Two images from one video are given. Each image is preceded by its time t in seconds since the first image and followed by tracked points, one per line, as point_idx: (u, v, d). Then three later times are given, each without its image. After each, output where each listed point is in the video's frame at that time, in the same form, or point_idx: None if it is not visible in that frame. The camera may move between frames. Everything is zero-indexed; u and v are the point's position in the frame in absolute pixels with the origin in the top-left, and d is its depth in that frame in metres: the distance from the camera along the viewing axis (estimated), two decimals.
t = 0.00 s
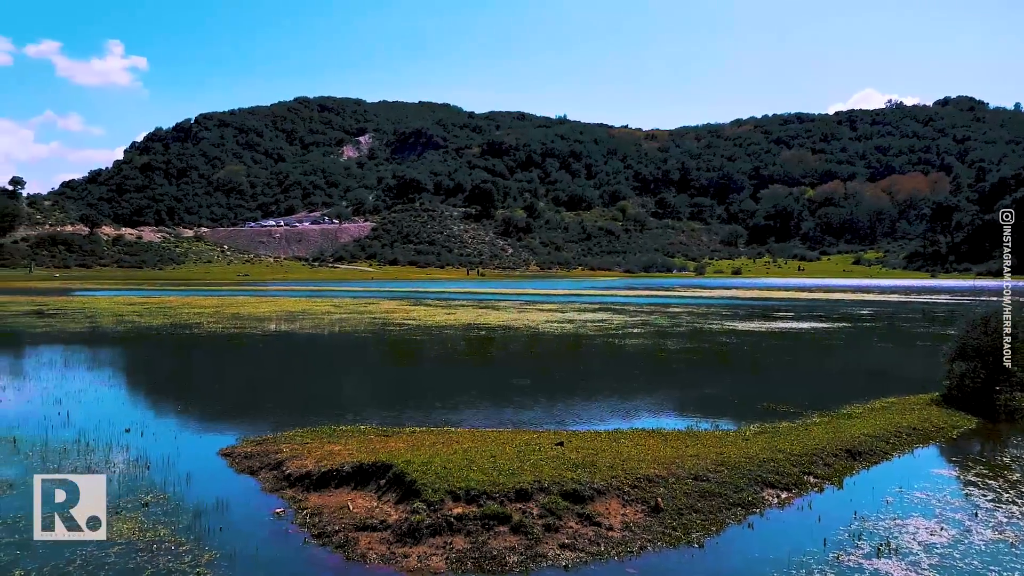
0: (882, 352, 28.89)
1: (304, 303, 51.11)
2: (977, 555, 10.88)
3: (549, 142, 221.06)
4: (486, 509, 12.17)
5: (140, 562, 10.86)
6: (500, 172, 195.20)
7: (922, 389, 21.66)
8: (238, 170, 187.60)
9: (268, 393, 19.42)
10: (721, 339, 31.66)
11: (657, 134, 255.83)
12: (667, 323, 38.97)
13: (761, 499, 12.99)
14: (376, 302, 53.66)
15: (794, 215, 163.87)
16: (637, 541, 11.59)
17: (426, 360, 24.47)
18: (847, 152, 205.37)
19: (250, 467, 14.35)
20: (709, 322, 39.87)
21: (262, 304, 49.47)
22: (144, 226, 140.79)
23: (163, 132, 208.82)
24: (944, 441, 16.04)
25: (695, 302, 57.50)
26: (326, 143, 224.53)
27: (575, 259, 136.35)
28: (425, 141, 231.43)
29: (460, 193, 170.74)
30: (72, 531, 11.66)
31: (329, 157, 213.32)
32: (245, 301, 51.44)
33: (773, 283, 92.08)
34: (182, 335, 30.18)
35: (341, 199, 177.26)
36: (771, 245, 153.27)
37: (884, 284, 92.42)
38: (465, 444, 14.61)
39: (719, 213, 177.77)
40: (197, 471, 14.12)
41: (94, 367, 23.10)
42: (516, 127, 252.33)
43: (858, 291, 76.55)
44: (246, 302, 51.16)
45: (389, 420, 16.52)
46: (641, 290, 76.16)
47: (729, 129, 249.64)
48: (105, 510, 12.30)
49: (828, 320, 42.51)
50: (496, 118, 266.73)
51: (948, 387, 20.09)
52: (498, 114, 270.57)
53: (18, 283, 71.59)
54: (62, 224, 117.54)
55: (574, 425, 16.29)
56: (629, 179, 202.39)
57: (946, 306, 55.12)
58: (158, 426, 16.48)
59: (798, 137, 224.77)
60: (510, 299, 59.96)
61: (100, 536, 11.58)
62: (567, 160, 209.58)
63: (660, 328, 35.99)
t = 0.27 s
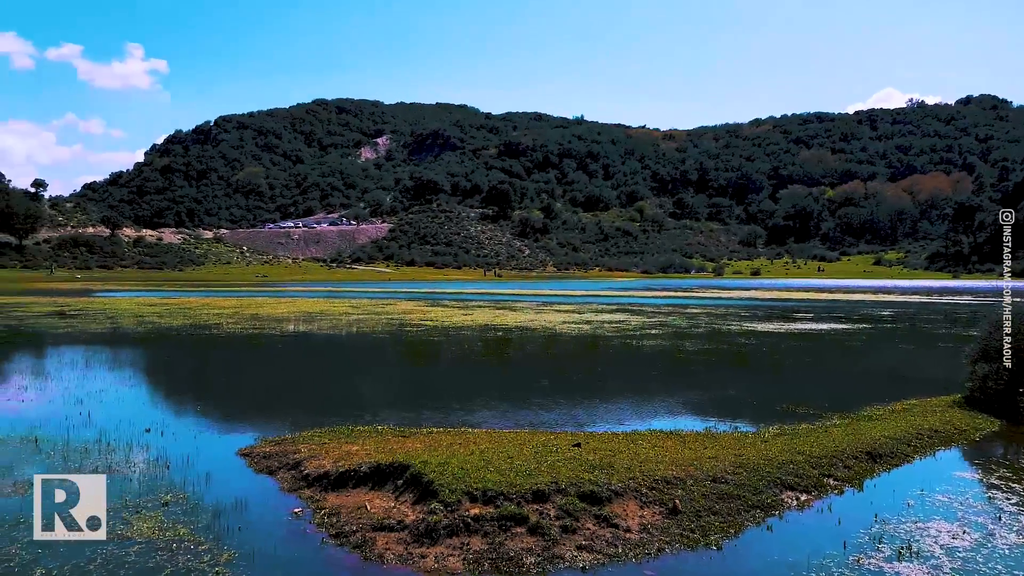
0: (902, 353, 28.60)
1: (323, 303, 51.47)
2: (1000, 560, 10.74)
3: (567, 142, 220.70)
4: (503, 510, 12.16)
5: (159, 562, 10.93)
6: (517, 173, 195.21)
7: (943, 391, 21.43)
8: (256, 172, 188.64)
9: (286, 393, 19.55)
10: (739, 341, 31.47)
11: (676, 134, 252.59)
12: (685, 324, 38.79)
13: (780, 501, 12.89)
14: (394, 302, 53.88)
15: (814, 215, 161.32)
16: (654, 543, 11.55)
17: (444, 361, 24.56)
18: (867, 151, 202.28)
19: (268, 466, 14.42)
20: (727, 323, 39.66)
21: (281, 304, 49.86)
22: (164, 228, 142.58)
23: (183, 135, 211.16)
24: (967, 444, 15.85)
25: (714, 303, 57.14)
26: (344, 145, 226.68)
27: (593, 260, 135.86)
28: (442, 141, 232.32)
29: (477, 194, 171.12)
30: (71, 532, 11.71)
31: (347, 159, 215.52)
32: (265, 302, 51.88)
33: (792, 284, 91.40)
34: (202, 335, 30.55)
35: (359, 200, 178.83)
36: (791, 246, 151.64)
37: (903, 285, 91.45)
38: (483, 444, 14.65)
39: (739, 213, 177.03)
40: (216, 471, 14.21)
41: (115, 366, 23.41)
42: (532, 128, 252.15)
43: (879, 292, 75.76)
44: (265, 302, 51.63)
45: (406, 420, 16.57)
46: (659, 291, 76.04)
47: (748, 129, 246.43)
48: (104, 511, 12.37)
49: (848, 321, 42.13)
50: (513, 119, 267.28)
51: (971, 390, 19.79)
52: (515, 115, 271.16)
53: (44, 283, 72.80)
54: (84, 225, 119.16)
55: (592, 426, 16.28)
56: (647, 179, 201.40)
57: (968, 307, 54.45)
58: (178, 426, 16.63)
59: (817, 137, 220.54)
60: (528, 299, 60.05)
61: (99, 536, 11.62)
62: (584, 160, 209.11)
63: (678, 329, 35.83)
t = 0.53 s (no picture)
0: (923, 355, 28.26)
1: (340, 304, 51.83)
2: None
3: (583, 142, 220.00)
4: (519, 511, 12.15)
5: (178, 560, 10.99)
6: (534, 173, 194.92)
7: (964, 394, 21.19)
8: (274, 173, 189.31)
9: (304, 394, 19.69)
10: (758, 342, 31.30)
11: (694, 134, 250.22)
12: (703, 325, 38.63)
13: (799, 504, 12.81)
14: (411, 303, 54.13)
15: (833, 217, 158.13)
16: (671, 545, 11.49)
17: (460, 361, 24.62)
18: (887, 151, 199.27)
19: (286, 467, 14.49)
20: (746, 324, 39.43)
21: (299, 305, 50.21)
22: (183, 229, 143.94)
23: (202, 137, 213.10)
24: (988, 447, 15.66)
25: (732, 305, 56.91)
26: (360, 146, 228.65)
27: (609, 261, 134.87)
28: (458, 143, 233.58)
29: (494, 195, 171.11)
30: (71, 531, 11.73)
31: (363, 160, 217.31)
32: (283, 303, 52.31)
33: (811, 285, 90.63)
34: (221, 336, 30.85)
35: (375, 202, 180.67)
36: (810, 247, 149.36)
37: (922, 286, 90.35)
38: (499, 445, 14.64)
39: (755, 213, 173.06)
40: (234, 471, 14.30)
41: (135, 366, 23.67)
42: (548, 129, 251.91)
43: (900, 293, 75.03)
44: (283, 303, 52.05)
45: (423, 421, 16.61)
46: (677, 292, 75.70)
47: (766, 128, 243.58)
48: (105, 510, 12.40)
49: (868, 322, 41.72)
50: (529, 120, 267.37)
51: (992, 392, 19.47)
52: (531, 115, 271.48)
53: (68, 284, 73.81)
54: (104, 226, 120.25)
55: (608, 427, 16.25)
56: (664, 179, 199.31)
57: (991, 309, 53.69)
58: (197, 426, 16.76)
59: (837, 136, 216.89)
60: (545, 300, 60.10)
61: (99, 535, 11.66)
62: (602, 161, 208.20)
63: (696, 330, 35.64)
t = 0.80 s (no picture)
0: (943, 357, 27.92)
1: (356, 305, 52.18)
2: None
3: (599, 143, 219.50)
4: (535, 512, 12.13)
5: (195, 560, 11.05)
6: (549, 175, 194.82)
7: (984, 396, 20.92)
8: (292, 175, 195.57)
9: (320, 394, 19.80)
10: (775, 344, 31.14)
11: (710, 134, 248.54)
12: (720, 327, 38.45)
13: (817, 506, 12.73)
14: (426, 304, 54.45)
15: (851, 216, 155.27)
16: (688, 548, 11.42)
17: (475, 362, 24.69)
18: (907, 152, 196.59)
19: (302, 467, 14.56)
20: (763, 326, 39.19)
21: (316, 306, 50.57)
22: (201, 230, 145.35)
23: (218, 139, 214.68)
24: (1010, 449, 15.47)
25: (749, 306, 56.68)
26: (376, 149, 235.54)
27: (625, 261, 133.86)
28: (474, 144, 237.01)
29: (509, 197, 171.32)
30: (70, 532, 11.76)
31: (380, 162, 223.96)
32: (300, 304, 52.73)
33: (829, 287, 89.80)
34: (237, 336, 31.12)
35: (391, 203, 184.60)
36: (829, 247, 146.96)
37: (941, 287, 89.17)
38: (515, 446, 14.68)
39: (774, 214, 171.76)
40: (250, 471, 14.36)
41: (152, 367, 23.87)
42: (562, 130, 252.18)
43: (919, 295, 74.37)
44: (300, 304, 52.46)
45: (439, 423, 16.62)
46: (694, 293, 75.37)
47: (784, 128, 241.73)
48: (104, 510, 12.42)
49: (887, 324, 41.31)
50: (544, 121, 267.89)
51: (1014, 394, 19.19)
52: (546, 117, 272.05)
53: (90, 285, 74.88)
54: (122, 226, 121.33)
55: (624, 429, 16.22)
56: (681, 180, 196.56)
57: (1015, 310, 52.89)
58: (214, 426, 16.87)
59: (855, 137, 215.50)
60: (561, 301, 60.20)
61: (99, 536, 11.68)
62: (617, 162, 207.04)
63: (712, 332, 35.51)
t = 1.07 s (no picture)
0: (961, 359, 27.60)
1: (371, 305, 52.34)
2: None
3: (613, 144, 219.02)
4: (549, 514, 12.12)
5: (211, 559, 11.14)
6: (564, 175, 194.69)
7: (1002, 398, 20.69)
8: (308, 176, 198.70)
9: (333, 394, 19.86)
10: (792, 345, 30.95)
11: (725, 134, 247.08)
12: (736, 328, 38.25)
13: (834, 509, 12.65)
14: (441, 305, 54.54)
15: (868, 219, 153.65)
16: (704, 549, 11.37)
17: (489, 363, 24.70)
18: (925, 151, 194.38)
19: (317, 467, 14.60)
20: (778, 327, 38.97)
21: (331, 306, 50.72)
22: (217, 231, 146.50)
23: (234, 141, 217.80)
24: None
25: (765, 307, 56.29)
26: (391, 149, 238.60)
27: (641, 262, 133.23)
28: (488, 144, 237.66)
29: (523, 198, 171.42)
30: (70, 532, 11.77)
31: (395, 163, 226.49)
32: (316, 304, 52.96)
33: (846, 287, 89.05)
34: (251, 337, 31.26)
35: (406, 203, 185.91)
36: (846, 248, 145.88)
37: (959, 288, 88.17)
38: (529, 448, 14.68)
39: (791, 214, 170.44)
40: (266, 472, 14.40)
41: (169, 367, 24.06)
42: (577, 130, 252.30)
43: (941, 296, 73.48)
44: (316, 305, 52.69)
45: (454, 423, 16.63)
46: (710, 294, 75.05)
47: (801, 128, 239.73)
48: (104, 511, 12.44)
49: (904, 325, 40.92)
50: (559, 121, 268.10)
51: None
52: (561, 117, 272.26)
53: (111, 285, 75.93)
54: (139, 227, 122.42)
55: (639, 431, 16.18)
56: (696, 180, 195.17)
57: None
58: (231, 426, 16.95)
59: (873, 136, 213.27)
60: (576, 302, 60.14)
61: (98, 536, 11.68)
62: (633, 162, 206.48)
63: (728, 333, 35.33)
